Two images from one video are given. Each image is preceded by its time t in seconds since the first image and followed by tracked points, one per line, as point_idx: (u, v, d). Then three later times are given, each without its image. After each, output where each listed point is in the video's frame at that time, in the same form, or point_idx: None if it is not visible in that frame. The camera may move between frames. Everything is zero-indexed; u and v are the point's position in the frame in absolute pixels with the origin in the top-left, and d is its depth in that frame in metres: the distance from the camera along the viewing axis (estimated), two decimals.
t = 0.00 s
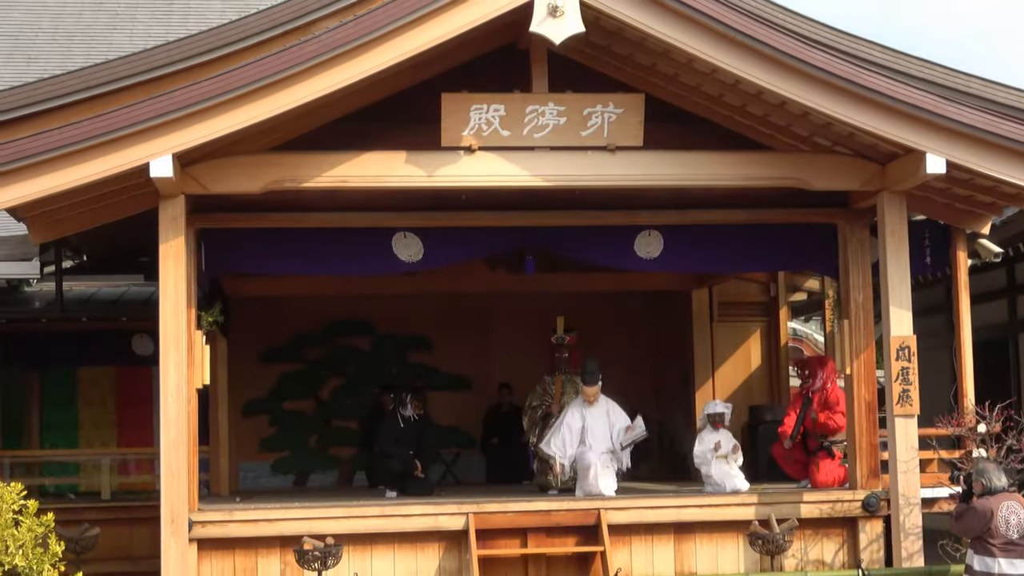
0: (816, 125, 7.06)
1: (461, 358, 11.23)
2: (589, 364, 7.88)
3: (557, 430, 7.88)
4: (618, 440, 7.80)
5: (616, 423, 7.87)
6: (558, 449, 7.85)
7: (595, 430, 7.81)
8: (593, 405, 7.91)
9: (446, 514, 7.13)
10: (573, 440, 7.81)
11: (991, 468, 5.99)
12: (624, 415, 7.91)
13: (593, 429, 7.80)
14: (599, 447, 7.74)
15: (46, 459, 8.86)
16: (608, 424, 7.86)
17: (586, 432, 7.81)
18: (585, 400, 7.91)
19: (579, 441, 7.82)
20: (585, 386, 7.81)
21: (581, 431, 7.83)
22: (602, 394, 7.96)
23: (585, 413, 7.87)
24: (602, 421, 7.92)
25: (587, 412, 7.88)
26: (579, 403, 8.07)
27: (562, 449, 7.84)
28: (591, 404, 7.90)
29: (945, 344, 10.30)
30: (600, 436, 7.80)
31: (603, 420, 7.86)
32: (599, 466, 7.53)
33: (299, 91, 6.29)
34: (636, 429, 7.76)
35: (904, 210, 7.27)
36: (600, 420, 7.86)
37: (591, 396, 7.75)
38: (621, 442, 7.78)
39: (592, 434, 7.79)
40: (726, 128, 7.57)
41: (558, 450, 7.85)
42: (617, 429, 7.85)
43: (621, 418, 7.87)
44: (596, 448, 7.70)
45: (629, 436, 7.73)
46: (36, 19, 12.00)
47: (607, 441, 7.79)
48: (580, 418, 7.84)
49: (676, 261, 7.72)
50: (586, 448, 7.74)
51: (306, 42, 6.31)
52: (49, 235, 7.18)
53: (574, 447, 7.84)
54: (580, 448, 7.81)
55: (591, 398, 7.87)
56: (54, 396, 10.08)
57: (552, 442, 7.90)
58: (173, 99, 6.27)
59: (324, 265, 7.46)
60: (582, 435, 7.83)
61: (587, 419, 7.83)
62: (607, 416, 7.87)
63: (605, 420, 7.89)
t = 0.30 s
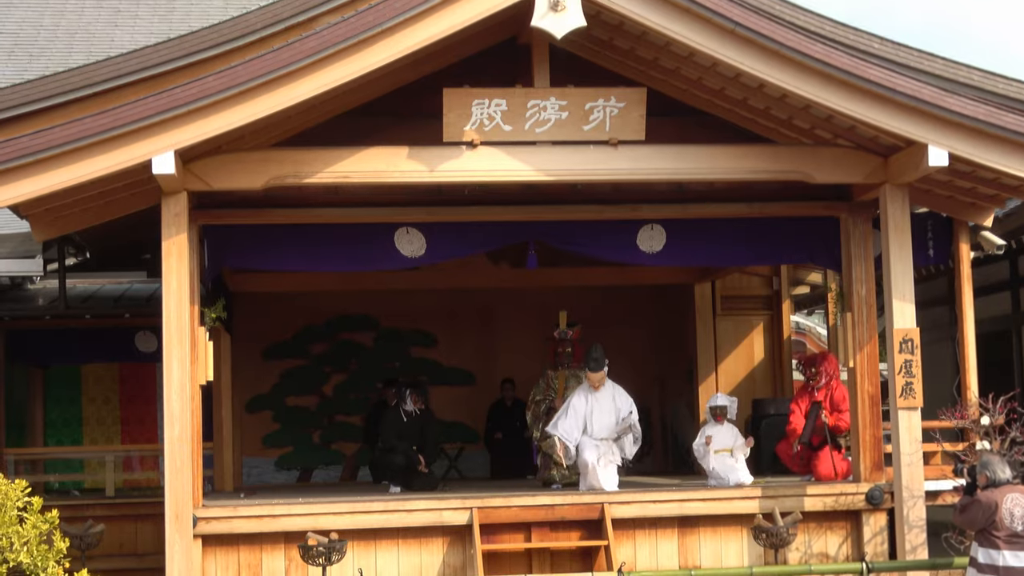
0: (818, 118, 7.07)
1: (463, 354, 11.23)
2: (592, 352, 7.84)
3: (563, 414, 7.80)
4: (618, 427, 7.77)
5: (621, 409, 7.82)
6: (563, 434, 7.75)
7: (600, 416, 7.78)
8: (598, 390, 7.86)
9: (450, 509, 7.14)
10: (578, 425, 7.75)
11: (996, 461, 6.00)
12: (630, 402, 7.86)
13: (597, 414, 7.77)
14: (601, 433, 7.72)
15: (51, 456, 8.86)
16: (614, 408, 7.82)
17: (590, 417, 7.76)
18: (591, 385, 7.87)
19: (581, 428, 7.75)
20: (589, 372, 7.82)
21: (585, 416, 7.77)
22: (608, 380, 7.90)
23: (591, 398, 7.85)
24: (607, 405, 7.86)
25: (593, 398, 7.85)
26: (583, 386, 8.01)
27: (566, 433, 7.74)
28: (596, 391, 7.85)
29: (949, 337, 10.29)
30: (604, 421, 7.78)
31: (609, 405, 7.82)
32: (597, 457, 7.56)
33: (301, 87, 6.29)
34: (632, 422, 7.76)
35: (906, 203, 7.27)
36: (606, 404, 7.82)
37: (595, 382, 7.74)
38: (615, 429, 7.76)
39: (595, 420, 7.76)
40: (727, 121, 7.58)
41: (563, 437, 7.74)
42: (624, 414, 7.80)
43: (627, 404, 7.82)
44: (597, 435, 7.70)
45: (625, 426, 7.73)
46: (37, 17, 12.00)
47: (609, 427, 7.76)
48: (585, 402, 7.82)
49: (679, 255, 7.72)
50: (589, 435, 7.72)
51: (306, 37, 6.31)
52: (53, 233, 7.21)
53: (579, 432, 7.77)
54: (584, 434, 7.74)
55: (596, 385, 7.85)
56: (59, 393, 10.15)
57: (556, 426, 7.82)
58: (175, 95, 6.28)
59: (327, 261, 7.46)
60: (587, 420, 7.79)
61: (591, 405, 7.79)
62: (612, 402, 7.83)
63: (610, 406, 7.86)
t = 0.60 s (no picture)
0: (821, 114, 7.07)
1: (466, 352, 11.23)
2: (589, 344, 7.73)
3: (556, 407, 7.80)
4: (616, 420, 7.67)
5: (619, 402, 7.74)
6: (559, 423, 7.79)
7: (596, 410, 7.73)
8: (595, 383, 7.81)
9: (453, 506, 7.15)
10: (573, 418, 7.75)
11: (1000, 456, 5.97)
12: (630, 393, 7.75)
13: (593, 405, 7.73)
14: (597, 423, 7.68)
15: (54, 454, 8.87)
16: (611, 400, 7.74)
17: (586, 411, 7.73)
18: (587, 379, 7.83)
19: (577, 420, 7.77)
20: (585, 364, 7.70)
21: (582, 409, 7.76)
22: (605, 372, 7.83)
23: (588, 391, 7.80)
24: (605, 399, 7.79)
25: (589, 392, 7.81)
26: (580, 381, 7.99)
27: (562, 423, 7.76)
28: (593, 384, 7.80)
29: (951, 333, 10.27)
30: (601, 414, 7.73)
31: (605, 398, 7.74)
32: (595, 453, 7.51)
33: (303, 83, 6.29)
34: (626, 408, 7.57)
35: (909, 198, 7.26)
36: (602, 398, 7.75)
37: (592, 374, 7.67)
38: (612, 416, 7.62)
39: (591, 413, 7.72)
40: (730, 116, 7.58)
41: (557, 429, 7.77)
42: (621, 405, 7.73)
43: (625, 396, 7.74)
44: (593, 428, 7.66)
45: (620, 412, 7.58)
46: (39, 14, 11.99)
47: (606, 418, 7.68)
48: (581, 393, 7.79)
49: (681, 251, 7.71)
50: (586, 429, 7.69)
51: (308, 34, 6.31)
52: (56, 230, 7.22)
53: (577, 426, 7.78)
54: (580, 427, 7.76)
55: (593, 378, 7.76)
56: (61, 391, 10.14)
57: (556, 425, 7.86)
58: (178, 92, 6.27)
59: (329, 258, 7.44)
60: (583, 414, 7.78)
61: (587, 397, 7.74)
62: (609, 395, 7.74)
63: (607, 400, 7.79)
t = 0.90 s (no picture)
0: (822, 111, 7.07)
1: (467, 349, 11.23)
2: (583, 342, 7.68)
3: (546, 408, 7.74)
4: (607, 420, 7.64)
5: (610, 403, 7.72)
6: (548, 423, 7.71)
7: (587, 411, 7.71)
8: (589, 384, 7.79)
9: (453, 502, 7.16)
10: (565, 418, 7.68)
11: (1000, 454, 5.96)
12: (619, 395, 7.71)
13: (584, 407, 7.69)
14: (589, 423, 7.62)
15: (55, 450, 8.88)
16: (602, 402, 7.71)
17: (577, 412, 7.69)
18: (581, 380, 7.81)
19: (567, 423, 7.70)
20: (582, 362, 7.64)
21: (573, 410, 7.71)
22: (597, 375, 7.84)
23: (580, 391, 7.77)
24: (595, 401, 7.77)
25: (582, 392, 7.78)
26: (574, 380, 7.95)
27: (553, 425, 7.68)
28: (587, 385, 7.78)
29: (951, 330, 10.25)
30: (592, 415, 7.69)
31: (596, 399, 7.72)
32: (590, 450, 7.43)
33: (304, 80, 6.29)
34: (618, 409, 7.51)
35: (910, 195, 7.26)
36: (593, 399, 7.72)
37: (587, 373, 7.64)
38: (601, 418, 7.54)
39: (581, 414, 7.68)
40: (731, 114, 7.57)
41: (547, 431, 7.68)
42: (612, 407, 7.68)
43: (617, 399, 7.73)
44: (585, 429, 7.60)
45: (609, 411, 7.51)
46: (41, 11, 11.98)
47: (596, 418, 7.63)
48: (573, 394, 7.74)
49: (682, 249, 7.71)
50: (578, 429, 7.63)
51: (309, 31, 6.30)
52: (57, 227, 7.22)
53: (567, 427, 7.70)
54: (571, 428, 7.68)
55: (588, 378, 7.77)
56: (61, 388, 10.14)
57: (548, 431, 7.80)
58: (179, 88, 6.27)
59: (329, 255, 7.43)
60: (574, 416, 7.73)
61: (579, 397, 7.71)
62: (601, 396, 7.71)
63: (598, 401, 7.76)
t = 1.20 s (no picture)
0: (817, 111, 7.08)
1: (463, 348, 11.23)
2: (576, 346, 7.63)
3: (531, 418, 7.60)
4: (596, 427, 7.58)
5: (597, 410, 7.65)
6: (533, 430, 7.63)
7: (575, 417, 7.61)
8: (577, 391, 7.68)
9: (448, 502, 7.16)
10: (553, 426, 7.54)
11: (996, 453, 5.97)
12: (607, 405, 7.64)
13: (573, 414, 7.60)
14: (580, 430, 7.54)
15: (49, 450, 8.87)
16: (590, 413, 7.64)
17: (565, 419, 7.59)
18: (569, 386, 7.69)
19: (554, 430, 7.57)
20: (572, 368, 7.57)
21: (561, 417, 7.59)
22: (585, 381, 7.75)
23: (569, 396, 7.66)
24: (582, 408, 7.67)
25: (570, 398, 7.66)
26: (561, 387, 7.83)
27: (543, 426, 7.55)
28: (575, 391, 7.67)
29: (947, 330, 10.24)
30: (580, 422, 7.60)
31: (584, 407, 7.63)
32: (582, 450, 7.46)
33: (300, 80, 6.28)
34: (607, 418, 7.51)
35: (905, 194, 7.26)
36: (582, 407, 7.63)
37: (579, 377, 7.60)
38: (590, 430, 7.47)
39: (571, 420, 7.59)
40: (726, 113, 7.57)
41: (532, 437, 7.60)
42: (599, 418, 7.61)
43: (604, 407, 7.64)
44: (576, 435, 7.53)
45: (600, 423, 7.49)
46: (36, 11, 11.98)
47: (585, 427, 7.56)
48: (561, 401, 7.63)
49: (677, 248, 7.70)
50: (566, 436, 7.54)
51: (304, 30, 6.29)
52: (52, 227, 7.22)
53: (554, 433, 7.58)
54: (559, 435, 7.58)
55: (577, 386, 7.65)
56: (56, 388, 10.12)
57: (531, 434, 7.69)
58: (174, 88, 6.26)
59: (324, 254, 7.40)
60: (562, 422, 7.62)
61: (568, 404, 7.60)
62: (589, 403, 7.63)
63: (585, 408, 7.66)
